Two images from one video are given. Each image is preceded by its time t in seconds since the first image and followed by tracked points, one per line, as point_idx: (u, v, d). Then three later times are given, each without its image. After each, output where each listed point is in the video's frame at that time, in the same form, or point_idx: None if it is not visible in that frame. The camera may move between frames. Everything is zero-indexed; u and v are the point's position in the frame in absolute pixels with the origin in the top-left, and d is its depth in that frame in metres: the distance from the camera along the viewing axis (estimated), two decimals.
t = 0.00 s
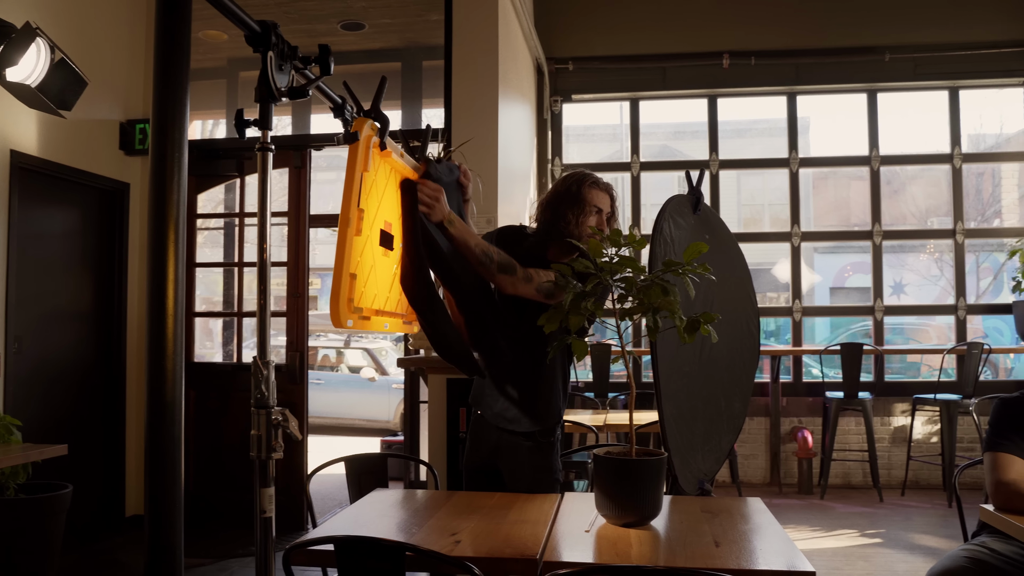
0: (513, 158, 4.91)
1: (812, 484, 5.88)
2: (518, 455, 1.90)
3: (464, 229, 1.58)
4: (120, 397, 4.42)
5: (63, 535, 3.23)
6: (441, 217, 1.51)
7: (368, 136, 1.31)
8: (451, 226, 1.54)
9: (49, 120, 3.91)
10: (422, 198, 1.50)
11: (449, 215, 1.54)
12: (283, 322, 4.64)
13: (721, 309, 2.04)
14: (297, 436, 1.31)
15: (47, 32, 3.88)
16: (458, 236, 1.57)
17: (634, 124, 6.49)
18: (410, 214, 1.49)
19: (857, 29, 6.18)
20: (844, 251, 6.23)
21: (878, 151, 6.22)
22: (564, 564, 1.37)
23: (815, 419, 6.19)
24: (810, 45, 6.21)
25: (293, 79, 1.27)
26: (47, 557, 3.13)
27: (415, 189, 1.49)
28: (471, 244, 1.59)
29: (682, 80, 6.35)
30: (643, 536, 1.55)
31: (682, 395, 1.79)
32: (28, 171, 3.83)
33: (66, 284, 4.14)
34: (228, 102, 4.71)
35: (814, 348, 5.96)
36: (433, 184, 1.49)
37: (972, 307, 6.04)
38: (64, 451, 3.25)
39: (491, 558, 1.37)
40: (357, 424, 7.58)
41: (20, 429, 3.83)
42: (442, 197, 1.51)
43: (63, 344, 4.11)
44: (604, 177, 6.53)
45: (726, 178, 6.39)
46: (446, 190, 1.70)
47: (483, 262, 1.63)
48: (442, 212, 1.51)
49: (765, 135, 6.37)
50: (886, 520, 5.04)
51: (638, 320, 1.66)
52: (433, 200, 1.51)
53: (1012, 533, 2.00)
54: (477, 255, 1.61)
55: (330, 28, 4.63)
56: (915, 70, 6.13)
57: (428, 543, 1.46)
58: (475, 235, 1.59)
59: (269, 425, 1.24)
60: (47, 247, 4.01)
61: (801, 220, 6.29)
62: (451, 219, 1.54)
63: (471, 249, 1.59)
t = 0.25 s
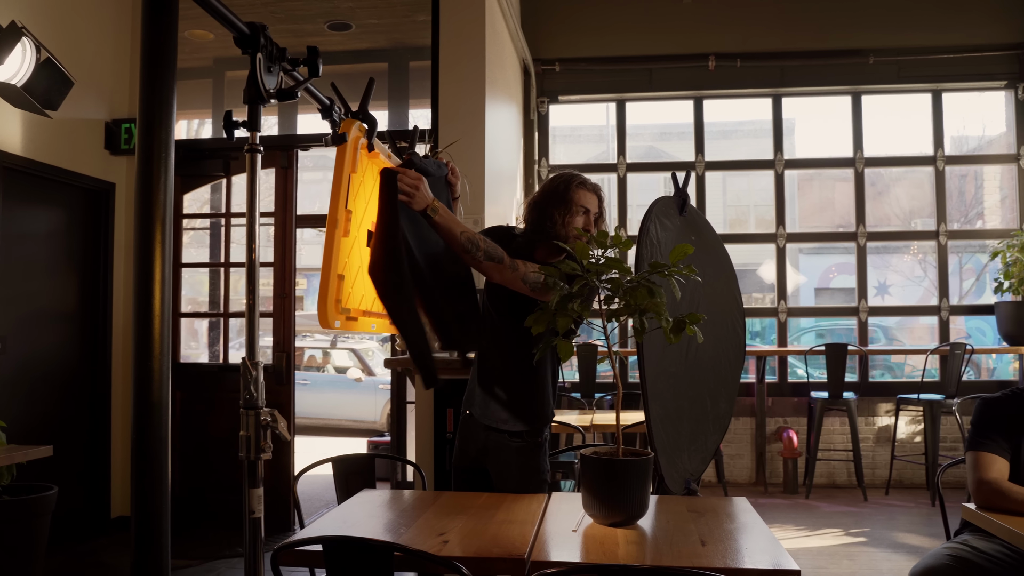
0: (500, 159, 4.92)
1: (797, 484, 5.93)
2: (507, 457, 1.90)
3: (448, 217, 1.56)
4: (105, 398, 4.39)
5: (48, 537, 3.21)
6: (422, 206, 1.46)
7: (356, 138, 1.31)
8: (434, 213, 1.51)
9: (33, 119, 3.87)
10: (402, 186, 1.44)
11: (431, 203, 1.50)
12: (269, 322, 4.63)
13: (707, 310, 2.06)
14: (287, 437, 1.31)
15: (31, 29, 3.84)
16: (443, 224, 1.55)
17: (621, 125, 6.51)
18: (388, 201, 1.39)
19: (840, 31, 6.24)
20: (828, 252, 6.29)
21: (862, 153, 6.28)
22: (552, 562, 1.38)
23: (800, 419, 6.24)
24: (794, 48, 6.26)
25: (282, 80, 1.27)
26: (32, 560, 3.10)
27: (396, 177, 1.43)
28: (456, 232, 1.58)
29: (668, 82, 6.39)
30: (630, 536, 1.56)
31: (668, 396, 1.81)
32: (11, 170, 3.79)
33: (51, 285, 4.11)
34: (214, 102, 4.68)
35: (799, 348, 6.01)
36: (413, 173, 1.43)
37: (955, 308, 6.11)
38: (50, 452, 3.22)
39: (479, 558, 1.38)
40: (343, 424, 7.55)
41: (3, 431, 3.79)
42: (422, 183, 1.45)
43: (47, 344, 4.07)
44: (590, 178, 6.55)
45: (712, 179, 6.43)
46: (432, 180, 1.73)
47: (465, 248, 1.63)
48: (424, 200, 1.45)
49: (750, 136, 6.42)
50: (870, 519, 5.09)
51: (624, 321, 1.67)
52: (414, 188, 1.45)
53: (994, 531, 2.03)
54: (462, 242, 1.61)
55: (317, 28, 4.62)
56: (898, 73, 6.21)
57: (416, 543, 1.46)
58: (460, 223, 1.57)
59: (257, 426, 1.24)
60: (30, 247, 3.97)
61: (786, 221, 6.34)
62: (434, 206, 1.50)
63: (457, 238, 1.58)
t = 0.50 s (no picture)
0: (489, 159, 4.92)
1: (784, 483, 5.97)
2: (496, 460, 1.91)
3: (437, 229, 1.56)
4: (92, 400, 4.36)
5: (35, 538, 3.18)
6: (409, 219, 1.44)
7: (346, 137, 1.30)
8: (423, 225, 1.50)
9: (20, 118, 3.84)
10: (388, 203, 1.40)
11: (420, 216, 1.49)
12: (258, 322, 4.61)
13: (694, 310, 2.08)
14: (276, 436, 1.32)
15: (18, 27, 3.81)
16: (431, 237, 1.55)
17: (609, 126, 6.54)
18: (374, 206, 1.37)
19: (827, 34, 6.29)
20: (815, 253, 6.34)
21: (848, 155, 6.34)
22: (542, 560, 1.39)
23: (787, 419, 6.29)
24: (781, 49, 6.31)
25: (272, 81, 1.27)
26: (19, 560, 3.08)
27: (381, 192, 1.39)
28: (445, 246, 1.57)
29: (655, 83, 6.42)
30: (618, 534, 1.57)
31: (656, 395, 1.82)
32: None
33: (38, 285, 4.08)
34: (202, 102, 4.66)
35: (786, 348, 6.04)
36: (400, 187, 1.40)
37: (940, 308, 6.17)
38: (37, 452, 3.20)
39: (468, 555, 1.39)
40: (331, 425, 7.53)
41: None
42: (410, 198, 1.43)
43: (34, 344, 4.04)
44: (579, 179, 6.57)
45: (699, 180, 6.47)
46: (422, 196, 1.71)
47: (455, 261, 1.61)
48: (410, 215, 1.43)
49: (737, 137, 6.46)
50: (856, 517, 5.13)
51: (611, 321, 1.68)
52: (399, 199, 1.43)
53: (978, 528, 2.05)
54: (452, 255, 1.60)
55: (305, 28, 4.61)
56: (885, 75, 6.26)
57: (404, 542, 1.47)
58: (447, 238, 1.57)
59: (248, 425, 1.24)
60: (17, 247, 3.93)
61: (774, 222, 6.38)
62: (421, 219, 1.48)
63: (444, 251, 1.57)
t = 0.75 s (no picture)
0: (478, 159, 4.93)
1: (770, 482, 6.02)
2: (488, 459, 1.91)
3: (432, 277, 1.65)
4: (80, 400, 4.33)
5: (22, 539, 3.16)
6: (406, 270, 1.57)
7: (335, 140, 1.33)
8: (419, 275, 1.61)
9: (8, 116, 3.82)
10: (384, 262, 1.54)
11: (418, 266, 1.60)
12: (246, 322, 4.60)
13: (681, 309, 2.10)
14: (266, 433, 1.33)
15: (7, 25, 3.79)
16: (427, 284, 1.64)
17: (598, 127, 6.57)
18: (368, 258, 1.47)
19: (814, 36, 6.35)
20: (802, 253, 6.39)
21: (835, 156, 6.39)
22: (530, 557, 1.41)
23: (774, 418, 6.34)
24: (768, 52, 6.36)
25: (264, 83, 1.29)
26: (6, 559, 3.06)
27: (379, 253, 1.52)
28: (440, 292, 1.67)
29: (643, 84, 6.46)
30: (605, 531, 1.59)
31: (643, 394, 1.84)
32: None
33: (26, 284, 4.05)
34: (190, 101, 4.65)
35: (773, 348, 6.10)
36: (394, 244, 1.53)
37: (925, 308, 6.24)
38: (24, 452, 3.17)
39: (457, 553, 1.40)
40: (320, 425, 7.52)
41: None
42: (406, 252, 1.55)
43: (20, 344, 4.01)
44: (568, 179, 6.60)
45: (687, 181, 6.51)
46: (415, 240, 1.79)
47: (451, 308, 1.74)
48: (407, 267, 1.56)
49: (725, 138, 6.51)
50: (842, 516, 5.18)
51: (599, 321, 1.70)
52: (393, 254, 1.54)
53: (960, 525, 2.09)
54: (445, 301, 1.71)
55: (294, 28, 4.60)
56: (870, 77, 6.32)
57: (394, 540, 1.48)
58: (442, 286, 1.66)
59: (241, 423, 1.26)
60: (4, 246, 3.90)
61: (761, 223, 6.43)
62: (418, 269, 1.60)
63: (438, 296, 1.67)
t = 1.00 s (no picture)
0: (464, 160, 4.95)
1: (755, 481, 6.08)
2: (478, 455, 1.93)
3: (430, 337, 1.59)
4: (66, 400, 4.30)
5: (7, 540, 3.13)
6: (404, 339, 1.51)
7: (325, 140, 1.32)
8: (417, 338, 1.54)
9: None
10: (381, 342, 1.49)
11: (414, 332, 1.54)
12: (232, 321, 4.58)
13: (666, 310, 2.12)
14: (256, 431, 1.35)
15: None
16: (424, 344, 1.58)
17: (584, 128, 6.60)
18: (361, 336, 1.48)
19: (798, 39, 6.41)
20: (786, 254, 6.46)
21: (818, 158, 6.46)
22: (517, 554, 1.43)
23: (758, 418, 6.39)
24: (753, 54, 6.42)
25: (255, 84, 1.29)
26: None
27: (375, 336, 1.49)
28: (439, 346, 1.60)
29: (629, 86, 6.49)
30: (592, 528, 1.61)
31: (629, 393, 1.86)
32: None
33: (10, 283, 4.01)
34: (176, 101, 4.63)
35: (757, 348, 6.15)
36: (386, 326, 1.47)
37: (908, 309, 6.32)
38: (9, 452, 3.15)
39: (446, 549, 1.42)
40: (306, 426, 7.49)
41: None
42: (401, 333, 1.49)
43: (5, 344, 3.97)
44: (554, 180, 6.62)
45: (672, 182, 6.55)
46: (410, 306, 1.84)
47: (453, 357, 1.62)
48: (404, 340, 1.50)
49: (710, 140, 6.56)
50: (825, 514, 5.24)
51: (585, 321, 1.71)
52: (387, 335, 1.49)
53: (940, 521, 2.13)
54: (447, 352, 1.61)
55: (281, 28, 4.59)
56: (854, 80, 6.40)
57: (383, 537, 1.49)
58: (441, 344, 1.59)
59: (232, 421, 1.27)
60: None
61: (745, 224, 6.49)
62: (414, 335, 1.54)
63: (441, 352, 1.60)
